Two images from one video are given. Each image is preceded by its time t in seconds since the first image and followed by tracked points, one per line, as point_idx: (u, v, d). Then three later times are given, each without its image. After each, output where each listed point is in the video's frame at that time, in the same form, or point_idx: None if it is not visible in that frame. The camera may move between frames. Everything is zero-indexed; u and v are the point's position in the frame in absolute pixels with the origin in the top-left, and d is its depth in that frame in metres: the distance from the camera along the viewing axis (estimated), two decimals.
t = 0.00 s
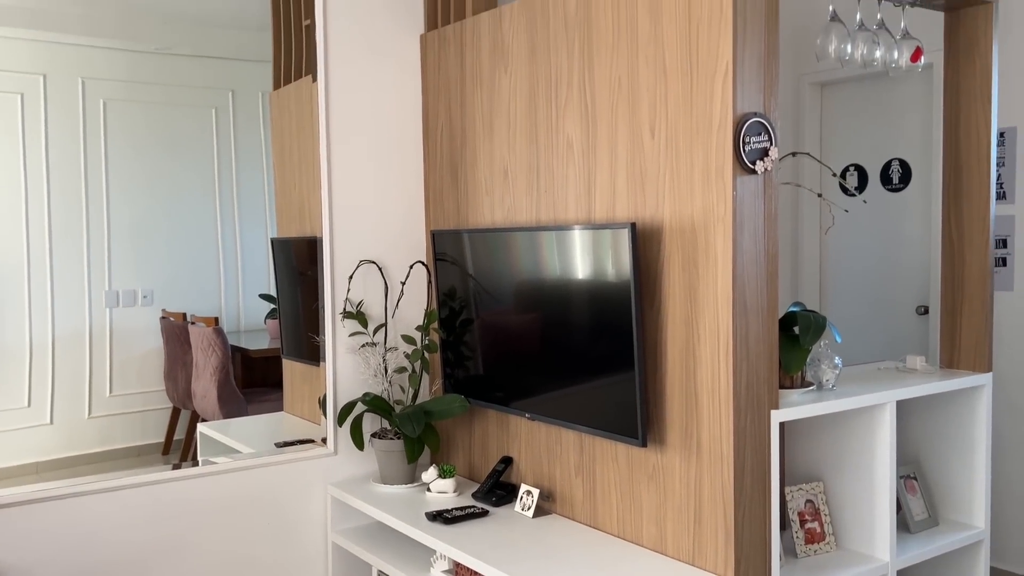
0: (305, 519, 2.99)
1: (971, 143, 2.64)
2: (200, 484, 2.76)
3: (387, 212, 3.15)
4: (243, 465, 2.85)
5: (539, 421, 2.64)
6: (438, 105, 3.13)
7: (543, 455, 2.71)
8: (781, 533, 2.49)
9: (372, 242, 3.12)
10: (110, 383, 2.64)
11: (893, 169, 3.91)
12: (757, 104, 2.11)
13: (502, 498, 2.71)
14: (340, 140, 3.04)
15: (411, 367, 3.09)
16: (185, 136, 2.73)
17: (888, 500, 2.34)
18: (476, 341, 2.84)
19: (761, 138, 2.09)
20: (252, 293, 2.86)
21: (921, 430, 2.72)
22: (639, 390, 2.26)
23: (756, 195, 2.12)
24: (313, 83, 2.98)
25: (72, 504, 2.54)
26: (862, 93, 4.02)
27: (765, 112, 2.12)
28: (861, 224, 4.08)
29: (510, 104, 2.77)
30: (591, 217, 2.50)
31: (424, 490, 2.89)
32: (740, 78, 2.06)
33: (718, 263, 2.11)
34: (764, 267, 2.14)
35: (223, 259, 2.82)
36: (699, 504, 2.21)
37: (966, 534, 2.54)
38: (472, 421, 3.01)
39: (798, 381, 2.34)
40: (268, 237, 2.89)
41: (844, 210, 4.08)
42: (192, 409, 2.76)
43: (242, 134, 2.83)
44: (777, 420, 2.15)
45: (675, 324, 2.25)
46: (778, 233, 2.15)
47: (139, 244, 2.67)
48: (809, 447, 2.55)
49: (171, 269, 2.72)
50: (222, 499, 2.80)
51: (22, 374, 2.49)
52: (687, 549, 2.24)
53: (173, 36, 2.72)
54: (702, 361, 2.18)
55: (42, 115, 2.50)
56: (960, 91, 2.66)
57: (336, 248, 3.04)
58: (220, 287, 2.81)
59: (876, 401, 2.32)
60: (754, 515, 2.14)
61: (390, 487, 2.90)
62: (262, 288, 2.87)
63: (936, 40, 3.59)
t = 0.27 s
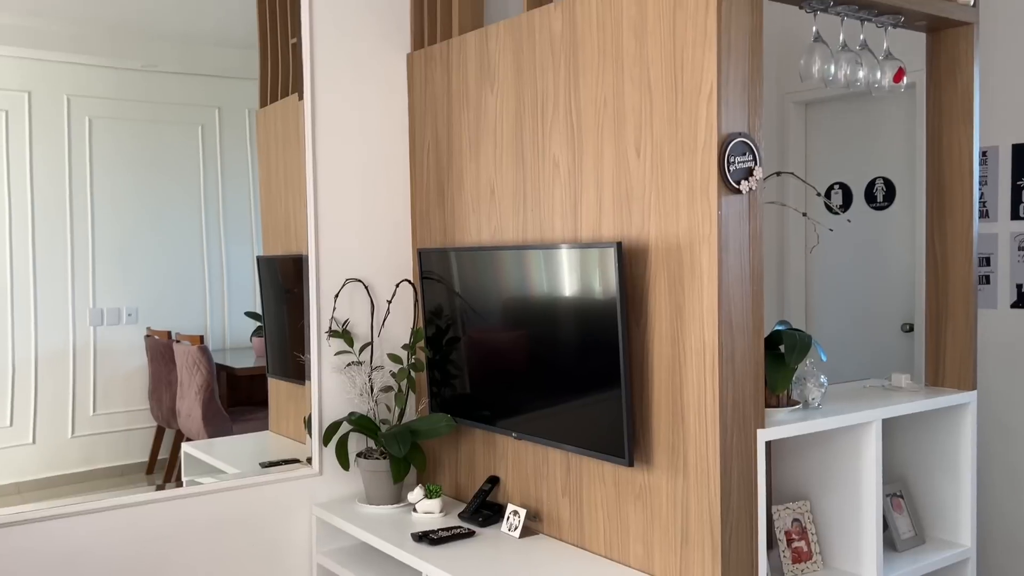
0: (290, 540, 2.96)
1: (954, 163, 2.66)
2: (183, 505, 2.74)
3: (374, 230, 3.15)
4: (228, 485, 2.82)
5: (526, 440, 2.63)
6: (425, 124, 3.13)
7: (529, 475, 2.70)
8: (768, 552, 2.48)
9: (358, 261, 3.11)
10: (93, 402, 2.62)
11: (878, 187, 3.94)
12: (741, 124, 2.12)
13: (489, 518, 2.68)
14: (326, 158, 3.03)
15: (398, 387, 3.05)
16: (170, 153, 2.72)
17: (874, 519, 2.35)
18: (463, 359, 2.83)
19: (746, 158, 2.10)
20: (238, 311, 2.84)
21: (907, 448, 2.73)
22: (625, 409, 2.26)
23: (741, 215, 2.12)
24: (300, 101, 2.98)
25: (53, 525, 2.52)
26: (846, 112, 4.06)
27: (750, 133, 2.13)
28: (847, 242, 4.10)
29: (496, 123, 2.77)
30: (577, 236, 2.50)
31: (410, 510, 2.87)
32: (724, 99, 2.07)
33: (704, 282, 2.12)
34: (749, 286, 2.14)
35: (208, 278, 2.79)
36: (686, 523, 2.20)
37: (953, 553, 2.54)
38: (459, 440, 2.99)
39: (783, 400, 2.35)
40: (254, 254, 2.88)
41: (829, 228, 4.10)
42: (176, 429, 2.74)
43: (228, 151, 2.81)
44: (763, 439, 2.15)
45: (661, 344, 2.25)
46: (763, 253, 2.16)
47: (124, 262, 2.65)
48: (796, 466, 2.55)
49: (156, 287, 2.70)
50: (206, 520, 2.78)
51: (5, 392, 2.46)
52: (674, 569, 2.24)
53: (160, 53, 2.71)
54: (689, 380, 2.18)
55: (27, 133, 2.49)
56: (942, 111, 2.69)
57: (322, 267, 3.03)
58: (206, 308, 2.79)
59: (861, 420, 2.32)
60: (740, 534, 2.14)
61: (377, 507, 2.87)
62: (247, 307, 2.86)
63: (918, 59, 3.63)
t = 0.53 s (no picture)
0: (274, 559, 2.94)
1: (936, 181, 2.68)
2: (166, 525, 2.71)
3: (359, 246, 3.14)
4: (212, 504, 2.80)
5: (512, 458, 2.62)
6: (411, 141, 3.13)
7: (515, 493, 2.69)
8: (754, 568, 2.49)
9: (343, 277, 3.10)
10: (76, 419, 2.59)
11: (861, 204, 3.97)
12: (725, 142, 2.13)
13: (474, 536, 2.68)
14: (312, 175, 3.03)
15: (383, 403, 3.06)
16: (154, 169, 2.70)
17: (859, 536, 2.35)
18: (449, 376, 2.82)
19: (730, 176, 2.11)
20: (223, 327, 2.82)
21: (892, 464, 2.73)
22: (611, 426, 2.25)
23: (726, 232, 2.13)
24: (285, 117, 2.97)
25: (34, 545, 2.49)
26: (829, 128, 4.09)
27: (734, 150, 2.14)
28: (831, 257, 4.13)
29: (482, 140, 2.78)
30: (563, 253, 2.51)
31: (395, 529, 2.85)
32: (708, 117, 2.08)
33: (689, 299, 2.12)
34: (734, 303, 2.15)
35: (192, 295, 2.77)
36: (672, 540, 2.20)
37: (938, 569, 2.55)
38: (444, 458, 2.98)
39: (770, 416, 2.34)
40: (239, 270, 2.86)
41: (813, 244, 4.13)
42: (160, 445, 2.71)
43: (213, 167, 2.80)
44: (749, 456, 2.15)
45: (647, 361, 2.25)
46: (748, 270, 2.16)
47: (109, 279, 2.63)
48: (781, 483, 2.55)
49: (141, 303, 2.68)
50: (189, 539, 2.75)
51: None
52: None
53: (144, 69, 2.71)
54: (674, 397, 2.18)
55: (9, 149, 2.47)
56: (924, 129, 2.71)
57: (307, 283, 3.02)
58: (190, 322, 2.77)
59: (846, 437, 2.33)
60: (727, 552, 2.13)
61: (363, 526, 2.85)
62: (232, 322, 2.84)
63: (901, 77, 3.66)
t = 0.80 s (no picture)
0: None
1: (918, 196, 2.70)
2: (148, 542, 2.68)
3: (344, 261, 3.13)
4: (196, 520, 2.77)
5: (497, 473, 2.61)
6: (396, 155, 3.13)
7: (501, 508, 2.68)
8: None
9: (327, 292, 3.09)
10: (58, 435, 2.56)
11: (845, 218, 3.99)
12: (709, 157, 2.13)
13: (460, 552, 2.65)
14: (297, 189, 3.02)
15: (367, 419, 3.05)
16: (138, 183, 2.68)
17: (845, 550, 2.35)
18: (435, 391, 2.81)
19: (713, 191, 2.12)
20: (206, 342, 2.81)
21: (876, 478, 2.74)
22: (596, 441, 2.25)
23: (710, 247, 2.14)
24: (270, 131, 2.96)
25: (13, 564, 2.46)
26: (813, 143, 4.12)
27: (717, 166, 2.15)
28: (815, 271, 4.15)
29: (467, 155, 2.78)
30: (548, 267, 2.51)
31: (380, 545, 2.83)
32: (691, 132, 2.09)
33: (674, 313, 2.12)
34: (719, 317, 2.15)
35: (176, 308, 2.75)
36: (657, 555, 2.20)
37: None
38: (430, 473, 2.96)
39: (755, 430, 2.36)
40: (223, 284, 2.84)
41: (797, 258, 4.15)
42: (143, 461, 2.69)
43: (198, 180, 2.78)
44: (734, 470, 2.15)
45: (632, 375, 2.25)
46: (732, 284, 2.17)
47: (91, 294, 2.61)
48: (767, 497, 2.55)
49: (124, 318, 2.66)
50: (171, 557, 2.72)
51: None
52: None
53: (128, 83, 2.70)
54: (659, 412, 2.18)
55: None
56: (905, 144, 2.74)
57: (291, 298, 3.00)
58: (173, 336, 2.75)
59: (831, 451, 2.33)
60: (712, 567, 2.12)
61: (347, 543, 2.83)
62: (216, 337, 2.83)
63: (882, 93, 3.70)
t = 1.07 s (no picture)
0: None
1: (900, 208, 2.72)
2: (129, 557, 2.65)
3: (328, 273, 3.12)
4: (179, 535, 2.74)
5: (482, 486, 2.60)
6: (381, 167, 3.12)
7: (486, 522, 2.66)
8: None
9: (311, 304, 3.07)
10: (39, 449, 2.53)
11: (827, 230, 4.02)
12: (692, 170, 2.14)
13: (444, 566, 2.64)
14: (280, 201, 3.01)
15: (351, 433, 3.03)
16: (120, 195, 2.67)
17: (830, 562, 2.35)
18: (419, 404, 2.80)
19: (696, 205, 2.13)
20: (189, 353, 2.78)
21: (860, 489, 2.75)
22: (582, 454, 2.25)
23: (694, 260, 2.14)
24: (253, 143, 2.95)
25: None
26: (796, 155, 4.14)
27: (701, 179, 2.16)
28: (799, 282, 4.17)
29: (452, 167, 2.78)
30: (533, 279, 2.51)
31: (364, 559, 2.81)
32: (674, 145, 2.10)
33: (658, 326, 2.12)
34: (703, 329, 2.15)
35: (159, 320, 2.73)
36: (643, 568, 2.19)
37: None
38: (414, 486, 2.95)
39: (739, 442, 2.35)
40: (207, 296, 2.81)
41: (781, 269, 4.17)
42: (125, 475, 2.66)
43: (181, 192, 2.77)
44: (719, 482, 2.15)
45: (617, 388, 2.25)
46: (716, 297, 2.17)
47: (72, 307, 2.59)
48: (751, 509, 2.56)
49: (105, 331, 2.64)
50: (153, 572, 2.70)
51: None
52: None
53: (111, 95, 2.68)
54: (644, 424, 2.18)
55: None
56: (887, 157, 2.75)
57: (275, 310, 2.99)
58: (156, 348, 2.73)
59: (815, 462, 2.33)
60: None
61: (331, 557, 2.81)
62: (199, 350, 2.79)
63: (864, 105, 3.73)
